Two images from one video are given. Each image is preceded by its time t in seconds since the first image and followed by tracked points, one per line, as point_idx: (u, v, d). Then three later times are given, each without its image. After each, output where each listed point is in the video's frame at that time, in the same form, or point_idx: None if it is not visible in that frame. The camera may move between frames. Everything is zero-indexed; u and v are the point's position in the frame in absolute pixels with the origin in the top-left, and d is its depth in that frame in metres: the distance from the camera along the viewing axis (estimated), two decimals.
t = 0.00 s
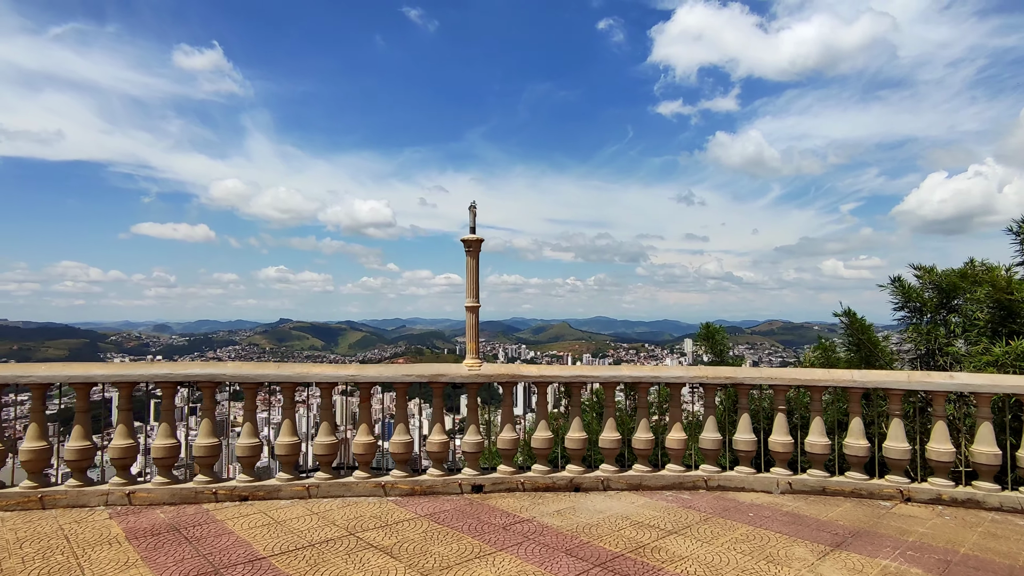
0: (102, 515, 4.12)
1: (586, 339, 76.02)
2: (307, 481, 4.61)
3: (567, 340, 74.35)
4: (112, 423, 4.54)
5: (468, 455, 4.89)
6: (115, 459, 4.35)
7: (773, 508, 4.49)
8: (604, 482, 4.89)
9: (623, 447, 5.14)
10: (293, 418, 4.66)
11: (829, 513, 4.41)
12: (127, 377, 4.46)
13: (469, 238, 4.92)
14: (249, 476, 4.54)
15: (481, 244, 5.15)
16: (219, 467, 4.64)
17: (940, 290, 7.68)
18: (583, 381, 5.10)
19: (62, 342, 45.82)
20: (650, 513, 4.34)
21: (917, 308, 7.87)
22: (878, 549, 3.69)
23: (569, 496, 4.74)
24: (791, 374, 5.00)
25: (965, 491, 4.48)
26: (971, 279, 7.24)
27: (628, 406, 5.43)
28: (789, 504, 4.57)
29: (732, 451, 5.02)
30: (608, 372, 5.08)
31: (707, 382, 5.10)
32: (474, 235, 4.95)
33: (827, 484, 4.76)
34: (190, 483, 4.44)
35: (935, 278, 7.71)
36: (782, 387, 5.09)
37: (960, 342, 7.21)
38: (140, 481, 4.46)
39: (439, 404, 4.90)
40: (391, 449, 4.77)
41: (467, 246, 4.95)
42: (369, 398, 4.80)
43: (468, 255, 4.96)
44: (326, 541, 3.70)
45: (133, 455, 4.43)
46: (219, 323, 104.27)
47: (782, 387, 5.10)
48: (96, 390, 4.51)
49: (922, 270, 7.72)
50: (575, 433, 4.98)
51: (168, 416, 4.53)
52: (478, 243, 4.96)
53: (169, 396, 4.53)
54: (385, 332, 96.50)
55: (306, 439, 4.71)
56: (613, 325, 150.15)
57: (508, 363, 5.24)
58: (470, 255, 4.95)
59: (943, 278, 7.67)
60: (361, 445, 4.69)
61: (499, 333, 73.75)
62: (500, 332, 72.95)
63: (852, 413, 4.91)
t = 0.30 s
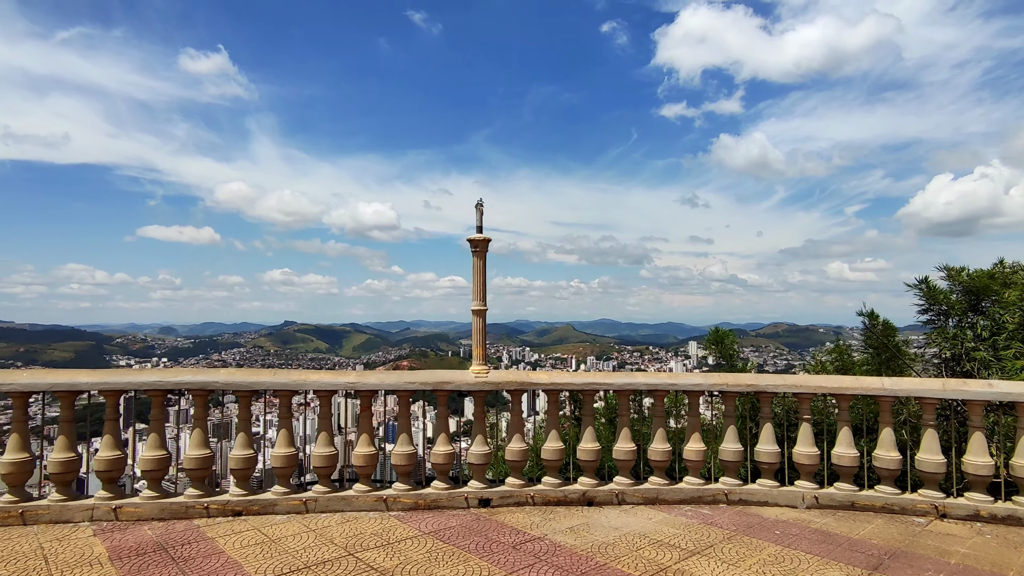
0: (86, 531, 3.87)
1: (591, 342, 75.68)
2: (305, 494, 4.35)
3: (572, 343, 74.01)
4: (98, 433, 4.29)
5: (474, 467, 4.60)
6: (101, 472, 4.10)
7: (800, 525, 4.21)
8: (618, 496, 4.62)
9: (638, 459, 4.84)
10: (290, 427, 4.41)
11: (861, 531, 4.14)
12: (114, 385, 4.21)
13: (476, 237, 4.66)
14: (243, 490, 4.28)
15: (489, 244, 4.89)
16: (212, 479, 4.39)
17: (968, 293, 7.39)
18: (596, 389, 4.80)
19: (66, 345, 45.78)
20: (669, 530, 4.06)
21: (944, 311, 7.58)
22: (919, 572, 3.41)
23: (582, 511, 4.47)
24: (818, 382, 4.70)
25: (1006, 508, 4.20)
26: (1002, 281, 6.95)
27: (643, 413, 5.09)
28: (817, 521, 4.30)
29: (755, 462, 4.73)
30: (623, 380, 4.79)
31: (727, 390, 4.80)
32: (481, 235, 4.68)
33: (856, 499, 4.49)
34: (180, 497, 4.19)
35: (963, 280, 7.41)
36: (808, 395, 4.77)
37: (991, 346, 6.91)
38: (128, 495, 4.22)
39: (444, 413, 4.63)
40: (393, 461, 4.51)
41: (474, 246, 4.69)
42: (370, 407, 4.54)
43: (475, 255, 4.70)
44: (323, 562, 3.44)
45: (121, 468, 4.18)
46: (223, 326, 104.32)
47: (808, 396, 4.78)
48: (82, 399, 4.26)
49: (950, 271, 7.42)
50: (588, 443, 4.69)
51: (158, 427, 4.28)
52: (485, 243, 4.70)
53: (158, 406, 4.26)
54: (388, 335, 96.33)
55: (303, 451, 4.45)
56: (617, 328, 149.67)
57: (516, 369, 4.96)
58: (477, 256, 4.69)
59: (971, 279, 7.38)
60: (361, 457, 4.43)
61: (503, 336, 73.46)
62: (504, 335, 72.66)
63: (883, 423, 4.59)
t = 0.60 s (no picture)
0: (71, 544, 3.63)
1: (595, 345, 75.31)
2: (305, 505, 4.10)
3: (577, 345, 73.68)
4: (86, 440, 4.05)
5: (485, 475, 4.34)
6: (88, 481, 3.86)
7: (833, 539, 3.94)
8: (637, 507, 4.35)
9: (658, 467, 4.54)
10: (289, 433, 4.16)
11: (899, 545, 3.86)
12: (102, 388, 3.97)
13: (486, 231, 4.41)
14: (240, 500, 4.05)
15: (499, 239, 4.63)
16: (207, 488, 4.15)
17: (999, 292, 7.10)
18: (612, 393, 4.48)
19: (73, 347, 45.83)
20: (693, 544, 3.79)
21: (974, 312, 7.29)
22: None
23: (599, 522, 4.20)
24: (849, 384, 4.40)
25: None
26: None
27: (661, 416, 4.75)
28: (851, 534, 4.03)
29: (781, 470, 4.45)
30: (641, 383, 4.48)
31: (753, 394, 4.46)
32: (491, 229, 4.42)
33: (891, 510, 4.22)
34: (172, 508, 3.95)
35: (994, 279, 7.14)
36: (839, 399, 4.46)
37: None
38: (117, 505, 3.98)
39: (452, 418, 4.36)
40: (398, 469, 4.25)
41: (483, 241, 4.43)
42: (374, 412, 4.28)
43: (485, 250, 4.45)
44: None
45: (109, 475, 3.95)
46: (225, 328, 104.16)
47: (839, 400, 4.45)
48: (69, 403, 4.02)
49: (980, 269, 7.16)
50: (604, 451, 4.40)
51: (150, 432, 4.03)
52: (496, 237, 4.44)
53: (150, 410, 4.03)
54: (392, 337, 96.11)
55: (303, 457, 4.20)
56: (622, 331, 149.16)
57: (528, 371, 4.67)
58: (487, 251, 4.44)
59: (1003, 278, 7.11)
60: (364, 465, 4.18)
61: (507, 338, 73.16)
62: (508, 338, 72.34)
63: (921, 430, 4.28)
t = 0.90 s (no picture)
0: (47, 568, 3.37)
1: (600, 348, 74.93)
2: (300, 523, 3.82)
3: (582, 348, 73.29)
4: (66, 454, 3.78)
5: (494, 492, 4.03)
6: (67, 499, 3.59)
7: (872, 562, 3.63)
8: (657, 525, 4.04)
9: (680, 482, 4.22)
10: (283, 446, 3.87)
11: (945, 570, 3.55)
12: (82, 399, 3.69)
13: (495, 230, 4.12)
14: (231, 518, 3.77)
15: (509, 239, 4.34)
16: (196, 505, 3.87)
17: None
18: (631, 404, 4.17)
19: (79, 349, 45.81)
20: (721, 568, 3.49)
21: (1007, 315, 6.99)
22: None
23: (617, 543, 3.90)
24: (886, 394, 4.09)
25: None
26: None
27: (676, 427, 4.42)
28: (891, 557, 3.72)
29: (812, 486, 4.15)
30: (661, 392, 4.17)
31: (781, 404, 4.15)
32: (501, 227, 4.13)
33: (933, 530, 3.91)
34: (158, 527, 3.67)
35: None
36: (875, 410, 4.14)
37: None
38: (99, 525, 3.71)
39: (458, 430, 4.06)
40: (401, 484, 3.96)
41: (492, 240, 4.14)
42: (375, 423, 3.99)
43: (494, 250, 4.16)
44: None
45: (90, 493, 3.66)
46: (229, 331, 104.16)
47: (875, 411, 4.14)
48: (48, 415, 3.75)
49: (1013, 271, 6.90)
50: (622, 465, 4.09)
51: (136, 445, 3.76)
52: (506, 237, 4.15)
53: (134, 422, 3.75)
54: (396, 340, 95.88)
55: (299, 472, 3.91)
56: (626, 334, 148.62)
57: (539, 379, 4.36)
58: (497, 251, 4.15)
59: None
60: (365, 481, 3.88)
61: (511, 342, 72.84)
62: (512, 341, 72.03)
63: (964, 443, 3.97)
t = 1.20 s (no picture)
0: None
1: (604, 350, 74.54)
2: (292, 536, 3.56)
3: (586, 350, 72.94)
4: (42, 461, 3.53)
5: (500, 502, 3.75)
6: (42, 510, 3.34)
7: None
8: (675, 538, 3.76)
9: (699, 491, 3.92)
10: (274, 453, 3.61)
11: None
12: (58, 402, 3.44)
13: (501, 221, 3.86)
14: (217, 530, 3.51)
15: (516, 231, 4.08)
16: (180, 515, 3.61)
17: None
18: (646, 408, 3.85)
19: (84, 350, 45.77)
20: None
21: None
22: None
23: (633, 557, 3.63)
24: (922, 398, 3.81)
25: None
26: None
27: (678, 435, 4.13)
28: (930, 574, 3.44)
29: (842, 496, 3.87)
30: (680, 395, 3.85)
31: (809, 408, 3.86)
32: (508, 219, 3.87)
33: (974, 544, 3.63)
34: (139, 541, 3.42)
35: None
36: (911, 414, 3.84)
37: None
38: (76, 537, 3.46)
39: (462, 435, 3.78)
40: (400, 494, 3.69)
41: (498, 232, 3.88)
42: (373, 428, 3.72)
43: (500, 243, 3.90)
44: None
45: (67, 503, 3.42)
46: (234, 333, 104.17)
47: (911, 416, 3.84)
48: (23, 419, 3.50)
49: None
50: (638, 473, 3.80)
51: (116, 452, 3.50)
52: (514, 228, 3.89)
53: (114, 427, 3.49)
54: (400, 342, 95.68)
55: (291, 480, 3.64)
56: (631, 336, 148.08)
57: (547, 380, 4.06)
58: (503, 244, 3.89)
59: None
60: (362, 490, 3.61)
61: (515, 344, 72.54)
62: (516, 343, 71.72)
63: (1007, 450, 3.69)
